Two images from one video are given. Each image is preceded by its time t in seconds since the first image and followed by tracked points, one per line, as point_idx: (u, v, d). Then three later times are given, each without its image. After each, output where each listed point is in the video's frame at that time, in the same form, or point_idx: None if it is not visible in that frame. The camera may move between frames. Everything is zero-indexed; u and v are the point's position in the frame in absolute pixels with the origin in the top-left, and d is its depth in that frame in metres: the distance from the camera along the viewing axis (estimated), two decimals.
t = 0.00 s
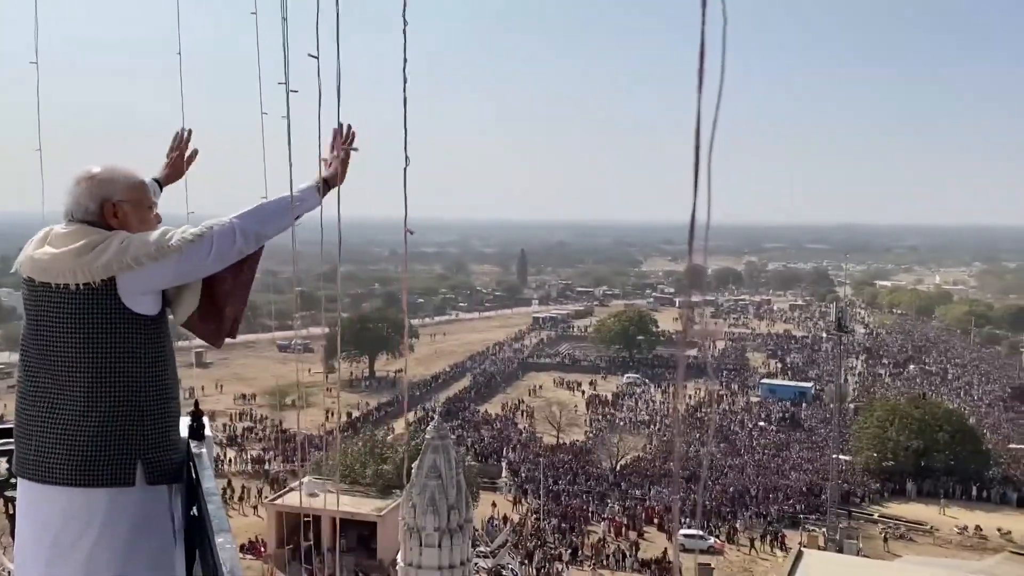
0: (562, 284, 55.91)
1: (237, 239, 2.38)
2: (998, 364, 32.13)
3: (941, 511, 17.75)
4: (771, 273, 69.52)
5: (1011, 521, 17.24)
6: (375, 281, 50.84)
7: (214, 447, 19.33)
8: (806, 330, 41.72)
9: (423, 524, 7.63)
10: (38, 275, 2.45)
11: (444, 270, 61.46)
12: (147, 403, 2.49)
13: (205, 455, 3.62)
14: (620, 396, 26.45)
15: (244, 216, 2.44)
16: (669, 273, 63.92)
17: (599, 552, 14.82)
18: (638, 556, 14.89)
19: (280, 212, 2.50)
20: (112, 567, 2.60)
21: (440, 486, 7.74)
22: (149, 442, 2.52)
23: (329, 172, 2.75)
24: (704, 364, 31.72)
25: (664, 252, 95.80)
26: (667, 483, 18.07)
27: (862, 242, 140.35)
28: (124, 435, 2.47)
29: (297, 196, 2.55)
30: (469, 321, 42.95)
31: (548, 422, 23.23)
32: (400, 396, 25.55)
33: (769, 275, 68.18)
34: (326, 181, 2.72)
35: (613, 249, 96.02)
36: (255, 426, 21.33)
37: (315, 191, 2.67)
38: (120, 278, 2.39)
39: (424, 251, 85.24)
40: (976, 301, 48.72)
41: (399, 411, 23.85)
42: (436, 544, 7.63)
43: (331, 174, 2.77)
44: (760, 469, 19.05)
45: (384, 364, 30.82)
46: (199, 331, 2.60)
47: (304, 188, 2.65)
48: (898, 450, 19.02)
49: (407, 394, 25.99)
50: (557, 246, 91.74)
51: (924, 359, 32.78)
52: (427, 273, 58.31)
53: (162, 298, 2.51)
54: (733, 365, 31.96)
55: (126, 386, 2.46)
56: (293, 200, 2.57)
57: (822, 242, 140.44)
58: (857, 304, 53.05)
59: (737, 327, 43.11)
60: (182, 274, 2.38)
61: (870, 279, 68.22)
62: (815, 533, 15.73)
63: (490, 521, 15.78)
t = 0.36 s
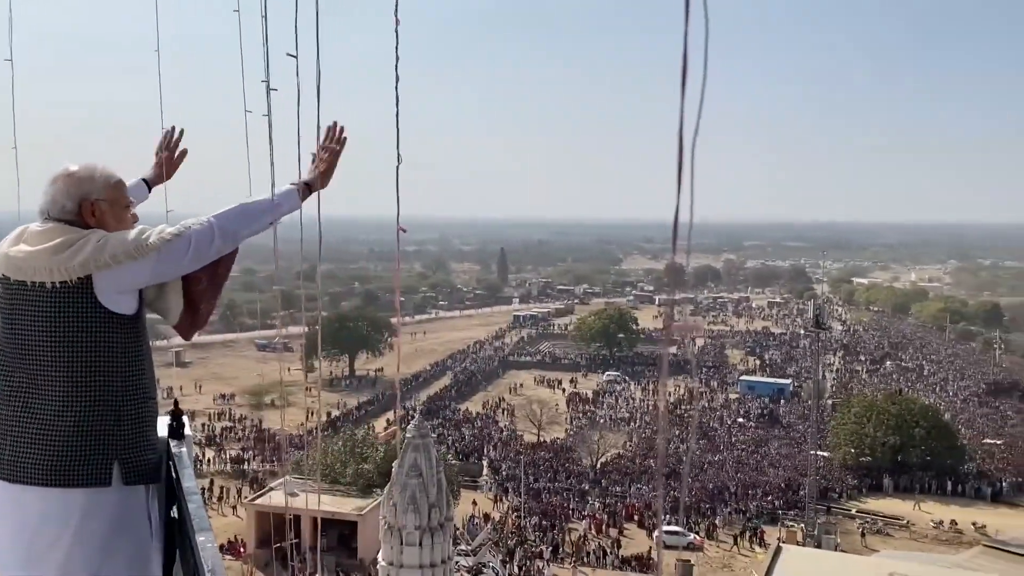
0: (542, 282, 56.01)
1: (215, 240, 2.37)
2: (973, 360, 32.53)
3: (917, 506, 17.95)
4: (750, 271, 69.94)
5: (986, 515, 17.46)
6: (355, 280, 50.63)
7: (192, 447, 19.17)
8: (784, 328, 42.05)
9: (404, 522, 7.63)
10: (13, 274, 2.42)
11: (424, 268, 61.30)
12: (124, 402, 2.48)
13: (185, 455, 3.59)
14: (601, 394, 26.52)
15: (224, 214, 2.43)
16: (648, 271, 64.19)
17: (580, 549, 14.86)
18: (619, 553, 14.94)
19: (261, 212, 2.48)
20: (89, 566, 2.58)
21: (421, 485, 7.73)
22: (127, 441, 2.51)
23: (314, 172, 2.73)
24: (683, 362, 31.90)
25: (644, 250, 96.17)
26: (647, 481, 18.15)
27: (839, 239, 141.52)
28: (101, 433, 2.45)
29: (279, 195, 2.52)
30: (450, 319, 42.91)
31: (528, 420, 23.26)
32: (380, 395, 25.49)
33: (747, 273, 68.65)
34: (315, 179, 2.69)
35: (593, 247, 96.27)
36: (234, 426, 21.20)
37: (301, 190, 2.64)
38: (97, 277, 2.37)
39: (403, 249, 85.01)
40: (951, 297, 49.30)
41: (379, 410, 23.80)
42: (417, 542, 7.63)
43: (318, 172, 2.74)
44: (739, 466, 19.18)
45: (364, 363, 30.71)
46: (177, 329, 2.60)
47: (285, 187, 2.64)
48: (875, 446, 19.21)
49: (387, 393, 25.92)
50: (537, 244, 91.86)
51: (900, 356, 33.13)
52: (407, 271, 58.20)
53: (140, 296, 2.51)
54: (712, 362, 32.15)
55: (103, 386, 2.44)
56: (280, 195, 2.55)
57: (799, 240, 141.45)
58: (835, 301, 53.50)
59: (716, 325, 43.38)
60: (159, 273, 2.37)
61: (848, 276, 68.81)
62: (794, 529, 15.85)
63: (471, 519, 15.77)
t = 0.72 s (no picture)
0: (519, 280, 56.06)
1: (187, 240, 2.37)
2: (943, 356, 33.04)
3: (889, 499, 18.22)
4: (725, 268, 70.46)
5: (956, 508, 17.75)
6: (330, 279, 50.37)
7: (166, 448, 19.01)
8: (759, 324, 42.43)
9: (381, 521, 7.63)
10: None
11: (400, 267, 61.15)
12: (94, 404, 2.48)
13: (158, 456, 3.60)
14: (578, 392, 26.61)
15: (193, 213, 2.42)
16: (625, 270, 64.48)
17: (558, 546, 14.93)
18: (596, 549, 15.02)
19: (233, 215, 2.49)
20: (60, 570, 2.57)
21: (398, 484, 7.73)
22: (97, 443, 2.50)
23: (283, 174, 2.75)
24: (660, 360, 32.08)
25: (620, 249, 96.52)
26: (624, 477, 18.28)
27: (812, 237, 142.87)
28: (71, 435, 2.45)
29: (252, 197, 2.54)
30: (426, 318, 42.86)
31: (506, 418, 23.31)
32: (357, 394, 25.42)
33: (722, 270, 69.15)
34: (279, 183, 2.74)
35: (570, 245, 96.49)
36: (209, 426, 21.05)
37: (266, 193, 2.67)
38: (66, 279, 2.37)
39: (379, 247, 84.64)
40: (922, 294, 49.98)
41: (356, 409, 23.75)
42: (395, 542, 7.63)
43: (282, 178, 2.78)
44: (714, 462, 19.38)
45: (340, 363, 30.59)
46: (148, 331, 2.59)
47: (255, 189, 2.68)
48: (848, 441, 19.46)
49: (364, 392, 25.87)
50: (514, 242, 91.91)
51: (872, 352, 33.54)
52: (383, 270, 58.01)
53: (111, 297, 2.51)
54: (688, 359, 32.36)
55: (72, 390, 2.44)
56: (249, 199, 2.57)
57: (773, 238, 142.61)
58: (808, 298, 54.04)
59: (692, 322, 43.67)
60: (129, 274, 2.36)
61: (821, 274, 69.57)
62: (768, 523, 16.02)
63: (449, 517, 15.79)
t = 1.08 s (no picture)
0: (488, 279, 56.12)
1: (149, 240, 2.34)
2: (905, 351, 33.59)
3: (853, 493, 18.47)
4: (692, 266, 71.07)
5: (919, 501, 18.04)
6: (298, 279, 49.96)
7: (131, 450, 18.76)
8: (726, 321, 42.87)
9: (350, 522, 7.58)
10: None
11: (369, 266, 60.98)
12: (53, 405, 2.42)
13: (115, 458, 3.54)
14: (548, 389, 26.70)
15: (151, 215, 2.38)
16: (593, 269, 64.88)
17: (527, 545, 14.95)
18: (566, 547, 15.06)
19: (192, 214, 2.47)
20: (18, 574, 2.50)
21: (367, 484, 7.67)
22: (55, 447, 2.44)
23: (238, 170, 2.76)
24: (628, 358, 32.31)
25: (588, 247, 96.94)
26: (594, 475, 18.34)
27: (778, 235, 144.58)
28: (29, 438, 2.39)
29: (210, 194, 2.53)
30: (396, 316, 42.73)
31: (475, 416, 23.31)
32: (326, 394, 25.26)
33: (690, 268, 69.75)
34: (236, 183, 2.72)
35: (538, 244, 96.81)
36: (175, 427, 20.81)
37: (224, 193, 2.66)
38: (24, 280, 2.30)
39: (347, 246, 84.25)
40: (885, 290, 50.79)
41: (325, 409, 23.61)
42: (363, 542, 7.58)
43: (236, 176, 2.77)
44: (683, 458, 19.52)
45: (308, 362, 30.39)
46: (106, 331, 2.55)
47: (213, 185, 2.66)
48: (813, 436, 19.68)
49: (332, 391, 25.70)
50: (482, 240, 92.07)
51: (836, 348, 34.02)
52: (352, 269, 57.75)
53: (69, 298, 2.45)
54: (656, 356, 32.62)
55: (29, 392, 2.38)
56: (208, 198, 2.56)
57: (740, 235, 144.10)
58: (774, 295, 54.64)
59: (660, 319, 44.00)
60: (89, 274, 2.32)
61: (786, 271, 70.40)
62: (736, 519, 16.16)
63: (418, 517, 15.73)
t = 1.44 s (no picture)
0: (453, 277, 56.03)
1: (103, 240, 2.60)
2: (863, 347, 34.15)
3: (814, 487, 18.76)
4: (655, 264, 71.61)
5: (877, 494, 18.36)
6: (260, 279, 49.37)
7: (88, 454, 18.42)
8: (688, 318, 43.25)
9: (313, 523, 7.51)
10: None
11: (332, 265, 60.53)
12: None
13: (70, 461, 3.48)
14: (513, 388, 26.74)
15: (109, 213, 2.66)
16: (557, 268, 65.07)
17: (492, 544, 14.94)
18: (531, 545, 15.09)
19: (148, 212, 2.73)
20: None
21: (330, 485, 7.59)
22: None
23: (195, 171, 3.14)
24: (592, 355, 32.47)
25: (552, 246, 97.19)
26: (559, 472, 18.40)
27: (739, 233, 146.27)
28: None
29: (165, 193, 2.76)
30: (360, 316, 42.48)
31: (440, 416, 23.24)
32: (289, 394, 25.04)
33: (653, 266, 70.27)
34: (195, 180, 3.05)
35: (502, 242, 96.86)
36: (134, 430, 20.47)
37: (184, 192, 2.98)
38: None
39: (309, 245, 83.51)
40: (843, 287, 51.61)
41: (288, 410, 23.40)
42: (327, 543, 7.51)
43: (196, 174, 3.13)
44: (647, 454, 19.66)
45: (271, 362, 30.08)
46: (58, 330, 2.89)
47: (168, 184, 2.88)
48: (774, 431, 19.94)
49: (294, 392, 25.45)
50: (445, 239, 91.85)
51: (796, 344, 34.50)
52: (314, 268, 57.25)
53: (20, 302, 2.74)
54: (620, 354, 32.81)
55: None
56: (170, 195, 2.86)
57: (702, 234, 145.53)
58: (736, 292, 55.23)
59: (623, 317, 44.27)
60: (43, 275, 2.55)
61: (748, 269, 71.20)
62: (699, 514, 16.31)
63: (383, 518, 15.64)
